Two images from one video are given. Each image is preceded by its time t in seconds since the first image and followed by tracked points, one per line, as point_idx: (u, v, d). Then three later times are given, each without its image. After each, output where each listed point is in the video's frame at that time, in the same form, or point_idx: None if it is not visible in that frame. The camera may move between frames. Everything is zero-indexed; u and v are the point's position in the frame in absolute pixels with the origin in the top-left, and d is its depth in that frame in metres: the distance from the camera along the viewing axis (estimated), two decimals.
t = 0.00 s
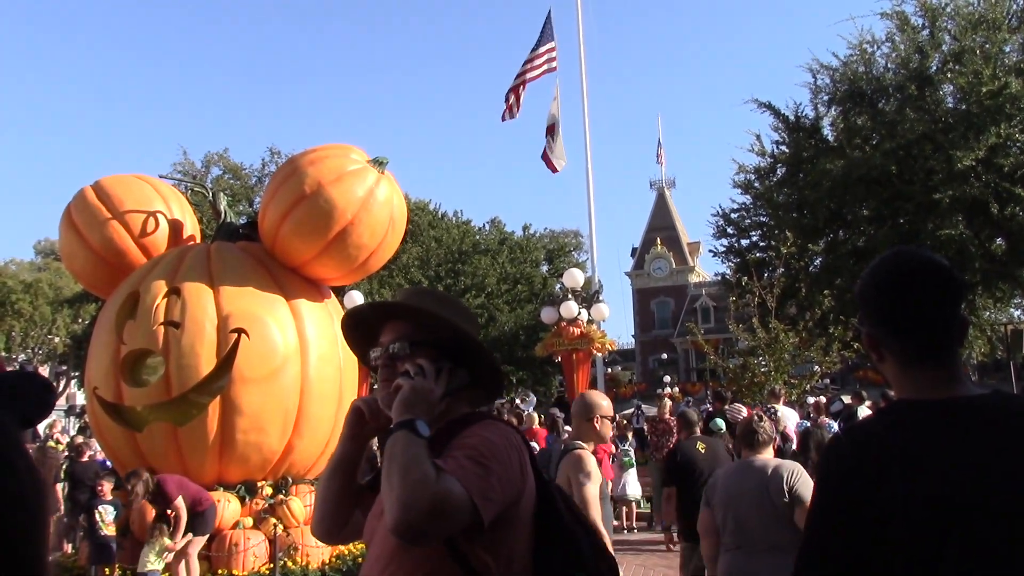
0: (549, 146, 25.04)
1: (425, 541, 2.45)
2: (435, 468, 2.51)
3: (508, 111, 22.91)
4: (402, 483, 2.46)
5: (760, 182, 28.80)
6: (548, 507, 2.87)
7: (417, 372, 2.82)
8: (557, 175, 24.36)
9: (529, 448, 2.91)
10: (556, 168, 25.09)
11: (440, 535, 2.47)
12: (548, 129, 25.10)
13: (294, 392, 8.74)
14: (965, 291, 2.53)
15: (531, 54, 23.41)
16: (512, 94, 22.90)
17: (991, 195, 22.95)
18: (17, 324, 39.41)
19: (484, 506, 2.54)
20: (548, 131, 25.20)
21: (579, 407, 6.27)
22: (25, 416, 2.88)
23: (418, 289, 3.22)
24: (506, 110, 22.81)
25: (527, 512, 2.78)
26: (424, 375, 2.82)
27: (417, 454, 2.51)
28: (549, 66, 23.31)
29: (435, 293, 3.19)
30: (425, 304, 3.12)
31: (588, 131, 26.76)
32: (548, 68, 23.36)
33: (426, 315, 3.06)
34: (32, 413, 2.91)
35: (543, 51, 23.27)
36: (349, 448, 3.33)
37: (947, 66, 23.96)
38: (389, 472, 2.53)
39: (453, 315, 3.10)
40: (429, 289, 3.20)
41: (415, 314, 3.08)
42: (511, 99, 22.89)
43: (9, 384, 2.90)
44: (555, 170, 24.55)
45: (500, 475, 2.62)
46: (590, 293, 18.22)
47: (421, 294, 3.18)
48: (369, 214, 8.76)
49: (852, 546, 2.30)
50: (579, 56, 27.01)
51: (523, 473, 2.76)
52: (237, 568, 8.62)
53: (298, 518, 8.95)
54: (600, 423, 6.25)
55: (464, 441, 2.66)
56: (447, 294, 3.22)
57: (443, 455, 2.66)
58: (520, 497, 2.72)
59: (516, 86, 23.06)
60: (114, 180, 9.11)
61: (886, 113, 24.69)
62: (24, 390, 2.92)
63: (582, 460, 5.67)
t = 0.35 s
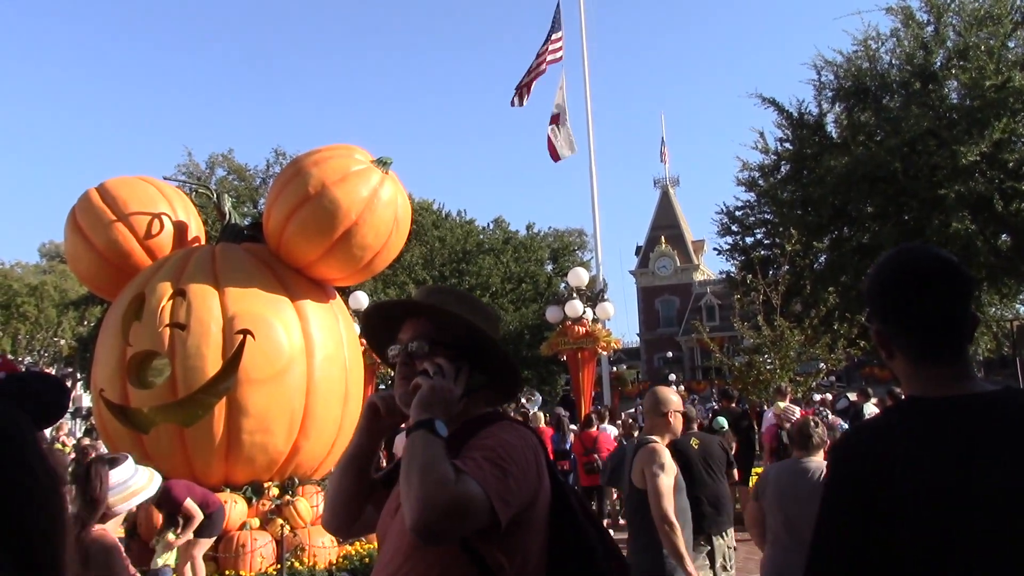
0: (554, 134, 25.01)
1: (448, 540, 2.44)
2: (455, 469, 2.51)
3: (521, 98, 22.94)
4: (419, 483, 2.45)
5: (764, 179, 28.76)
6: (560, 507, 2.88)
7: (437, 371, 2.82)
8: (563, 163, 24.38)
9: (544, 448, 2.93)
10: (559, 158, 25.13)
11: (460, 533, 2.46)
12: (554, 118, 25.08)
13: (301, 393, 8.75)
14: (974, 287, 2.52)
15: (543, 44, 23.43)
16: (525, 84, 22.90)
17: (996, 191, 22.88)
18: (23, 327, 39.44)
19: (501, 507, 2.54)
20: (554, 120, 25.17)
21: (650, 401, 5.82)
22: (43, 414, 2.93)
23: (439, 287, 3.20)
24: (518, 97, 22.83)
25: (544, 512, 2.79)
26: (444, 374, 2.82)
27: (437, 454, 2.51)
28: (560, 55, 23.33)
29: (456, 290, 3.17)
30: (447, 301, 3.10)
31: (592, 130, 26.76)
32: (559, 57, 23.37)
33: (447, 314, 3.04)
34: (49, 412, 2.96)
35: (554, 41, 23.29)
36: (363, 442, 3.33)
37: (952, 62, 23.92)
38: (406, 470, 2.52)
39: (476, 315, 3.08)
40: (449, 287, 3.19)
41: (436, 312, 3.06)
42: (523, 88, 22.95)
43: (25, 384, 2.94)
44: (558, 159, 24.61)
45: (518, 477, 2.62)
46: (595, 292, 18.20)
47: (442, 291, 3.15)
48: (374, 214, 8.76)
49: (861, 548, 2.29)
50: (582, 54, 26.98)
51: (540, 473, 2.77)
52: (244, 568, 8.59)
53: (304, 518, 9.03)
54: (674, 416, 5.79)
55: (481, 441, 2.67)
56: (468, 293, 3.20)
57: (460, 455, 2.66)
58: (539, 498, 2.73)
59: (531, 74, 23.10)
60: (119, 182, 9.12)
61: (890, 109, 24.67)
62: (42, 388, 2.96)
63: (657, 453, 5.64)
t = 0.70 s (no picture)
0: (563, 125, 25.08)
1: (433, 541, 2.44)
2: (441, 471, 2.51)
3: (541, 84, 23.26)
4: (404, 485, 2.46)
5: (767, 178, 28.73)
6: (560, 505, 2.86)
7: (435, 372, 2.83)
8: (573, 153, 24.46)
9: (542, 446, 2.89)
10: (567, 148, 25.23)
11: (445, 534, 2.46)
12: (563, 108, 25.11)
13: (303, 392, 8.75)
14: (979, 284, 2.51)
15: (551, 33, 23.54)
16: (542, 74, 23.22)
17: (999, 188, 22.82)
18: (26, 328, 39.51)
19: (489, 508, 2.53)
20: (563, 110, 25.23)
21: (725, 400, 5.75)
22: (43, 415, 2.90)
23: (456, 288, 3.19)
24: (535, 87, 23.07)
25: (541, 511, 2.76)
26: (441, 374, 2.83)
27: (425, 456, 2.50)
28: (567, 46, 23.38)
29: (472, 294, 3.17)
30: (459, 305, 3.09)
31: (594, 129, 26.79)
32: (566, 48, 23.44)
33: (457, 318, 3.03)
34: (50, 414, 2.93)
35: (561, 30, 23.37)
36: (377, 440, 3.32)
37: (954, 59, 23.90)
38: (395, 472, 2.52)
39: (486, 323, 3.07)
40: (464, 289, 3.18)
41: (446, 316, 3.05)
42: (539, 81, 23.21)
43: (27, 384, 2.92)
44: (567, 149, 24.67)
45: (511, 477, 2.60)
46: (598, 291, 18.20)
47: (457, 292, 3.15)
48: (376, 213, 8.76)
49: (859, 550, 2.28)
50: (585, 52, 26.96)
51: (537, 472, 2.74)
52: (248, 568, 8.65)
53: (307, 519, 9.10)
54: (751, 417, 5.73)
55: (473, 441, 2.65)
56: (482, 296, 3.20)
57: (452, 456, 2.65)
58: (533, 496, 2.71)
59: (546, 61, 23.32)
60: (122, 183, 9.13)
61: (893, 107, 24.66)
62: (46, 388, 2.94)
63: (730, 453, 5.56)
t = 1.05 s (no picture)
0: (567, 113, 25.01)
1: (395, 539, 2.45)
2: (401, 470, 2.55)
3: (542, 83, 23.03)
4: (365, 487, 2.52)
5: (767, 174, 28.75)
6: (552, 503, 2.77)
7: (418, 370, 2.91)
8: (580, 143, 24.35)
9: (527, 442, 2.80)
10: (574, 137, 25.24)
11: (412, 534, 2.47)
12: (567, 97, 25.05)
13: (304, 389, 8.75)
14: (980, 280, 2.52)
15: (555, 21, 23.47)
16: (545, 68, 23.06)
17: (1001, 183, 22.77)
18: (28, 326, 39.56)
19: (451, 505, 2.53)
20: (565, 99, 25.17)
21: (808, 390, 5.57)
22: (42, 413, 2.90)
23: (467, 284, 3.12)
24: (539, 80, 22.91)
25: (522, 511, 2.70)
26: (424, 373, 2.90)
27: (384, 459, 2.56)
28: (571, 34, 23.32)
29: (484, 294, 3.09)
30: (464, 307, 3.02)
31: (594, 125, 26.83)
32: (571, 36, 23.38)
33: (461, 322, 2.97)
34: (48, 410, 2.94)
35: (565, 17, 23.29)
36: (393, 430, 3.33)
37: (955, 55, 23.92)
38: (361, 476, 2.59)
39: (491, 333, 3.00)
40: (476, 287, 3.10)
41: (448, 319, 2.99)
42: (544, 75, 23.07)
43: (27, 380, 2.93)
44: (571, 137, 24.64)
45: (478, 473, 2.58)
46: (598, 287, 18.20)
47: (467, 290, 3.08)
48: (377, 211, 8.76)
49: (856, 550, 2.29)
50: (586, 47, 26.93)
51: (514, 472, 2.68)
52: (250, 565, 8.60)
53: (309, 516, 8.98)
54: (831, 407, 5.56)
55: (443, 440, 2.65)
56: (496, 297, 3.12)
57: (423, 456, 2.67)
58: (507, 497, 2.66)
59: (550, 51, 23.19)
60: (122, 181, 9.13)
61: (894, 103, 24.67)
62: (43, 387, 2.94)
63: (818, 443, 5.32)
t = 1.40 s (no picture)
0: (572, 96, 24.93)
1: (355, 535, 2.49)
2: (366, 465, 2.57)
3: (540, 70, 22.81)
4: (331, 482, 2.57)
5: (769, 167, 28.75)
6: (530, 503, 2.67)
7: (401, 365, 2.88)
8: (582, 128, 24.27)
9: (507, 439, 2.69)
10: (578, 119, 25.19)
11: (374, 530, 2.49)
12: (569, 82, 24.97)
13: (305, 383, 8.75)
14: (978, 272, 2.52)
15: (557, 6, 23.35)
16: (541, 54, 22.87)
17: (1002, 175, 22.75)
18: (29, 321, 39.62)
19: (410, 500, 2.49)
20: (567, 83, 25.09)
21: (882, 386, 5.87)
22: (36, 407, 2.92)
23: (474, 280, 3.05)
24: (534, 66, 22.76)
25: (497, 510, 2.62)
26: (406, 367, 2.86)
27: (349, 457, 2.60)
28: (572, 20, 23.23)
29: (490, 292, 3.03)
30: (464, 309, 2.96)
31: (595, 117, 26.82)
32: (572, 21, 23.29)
33: (460, 327, 2.93)
34: (43, 404, 2.95)
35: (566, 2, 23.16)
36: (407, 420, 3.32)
37: (957, 46, 23.84)
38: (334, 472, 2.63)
39: (491, 339, 2.95)
40: (482, 286, 3.03)
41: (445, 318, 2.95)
42: (539, 56, 22.91)
43: (24, 373, 2.94)
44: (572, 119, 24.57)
45: (441, 470, 2.52)
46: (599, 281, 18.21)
47: (473, 287, 3.01)
48: (377, 205, 8.76)
49: (854, 543, 2.30)
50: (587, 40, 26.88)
51: (488, 472, 2.59)
52: (252, 559, 8.61)
53: (311, 509, 9.05)
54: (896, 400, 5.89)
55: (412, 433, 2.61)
56: (501, 297, 3.05)
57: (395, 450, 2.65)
58: (478, 497, 2.58)
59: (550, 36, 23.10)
60: (123, 175, 9.13)
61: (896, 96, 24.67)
62: (38, 382, 2.95)
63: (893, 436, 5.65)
